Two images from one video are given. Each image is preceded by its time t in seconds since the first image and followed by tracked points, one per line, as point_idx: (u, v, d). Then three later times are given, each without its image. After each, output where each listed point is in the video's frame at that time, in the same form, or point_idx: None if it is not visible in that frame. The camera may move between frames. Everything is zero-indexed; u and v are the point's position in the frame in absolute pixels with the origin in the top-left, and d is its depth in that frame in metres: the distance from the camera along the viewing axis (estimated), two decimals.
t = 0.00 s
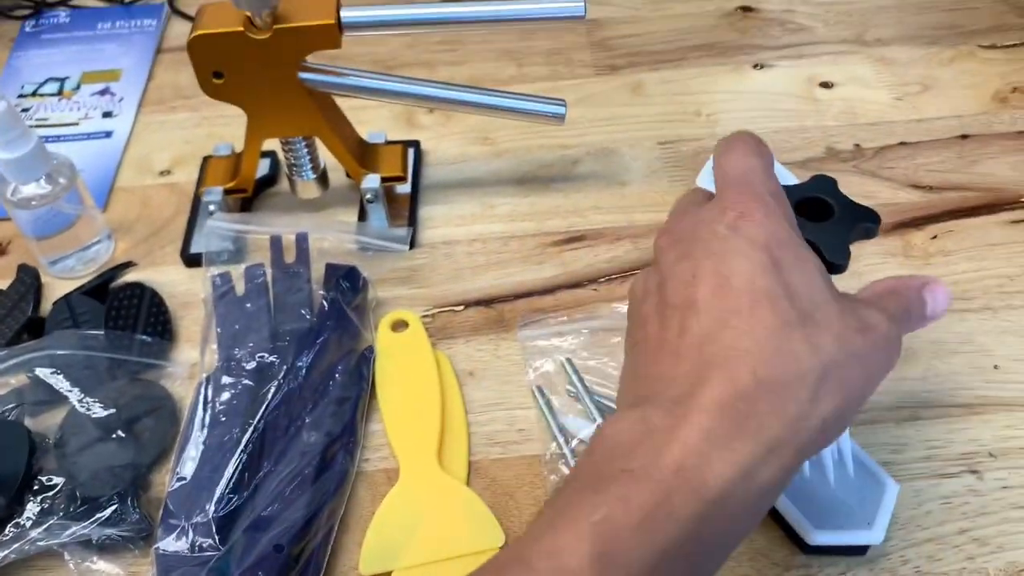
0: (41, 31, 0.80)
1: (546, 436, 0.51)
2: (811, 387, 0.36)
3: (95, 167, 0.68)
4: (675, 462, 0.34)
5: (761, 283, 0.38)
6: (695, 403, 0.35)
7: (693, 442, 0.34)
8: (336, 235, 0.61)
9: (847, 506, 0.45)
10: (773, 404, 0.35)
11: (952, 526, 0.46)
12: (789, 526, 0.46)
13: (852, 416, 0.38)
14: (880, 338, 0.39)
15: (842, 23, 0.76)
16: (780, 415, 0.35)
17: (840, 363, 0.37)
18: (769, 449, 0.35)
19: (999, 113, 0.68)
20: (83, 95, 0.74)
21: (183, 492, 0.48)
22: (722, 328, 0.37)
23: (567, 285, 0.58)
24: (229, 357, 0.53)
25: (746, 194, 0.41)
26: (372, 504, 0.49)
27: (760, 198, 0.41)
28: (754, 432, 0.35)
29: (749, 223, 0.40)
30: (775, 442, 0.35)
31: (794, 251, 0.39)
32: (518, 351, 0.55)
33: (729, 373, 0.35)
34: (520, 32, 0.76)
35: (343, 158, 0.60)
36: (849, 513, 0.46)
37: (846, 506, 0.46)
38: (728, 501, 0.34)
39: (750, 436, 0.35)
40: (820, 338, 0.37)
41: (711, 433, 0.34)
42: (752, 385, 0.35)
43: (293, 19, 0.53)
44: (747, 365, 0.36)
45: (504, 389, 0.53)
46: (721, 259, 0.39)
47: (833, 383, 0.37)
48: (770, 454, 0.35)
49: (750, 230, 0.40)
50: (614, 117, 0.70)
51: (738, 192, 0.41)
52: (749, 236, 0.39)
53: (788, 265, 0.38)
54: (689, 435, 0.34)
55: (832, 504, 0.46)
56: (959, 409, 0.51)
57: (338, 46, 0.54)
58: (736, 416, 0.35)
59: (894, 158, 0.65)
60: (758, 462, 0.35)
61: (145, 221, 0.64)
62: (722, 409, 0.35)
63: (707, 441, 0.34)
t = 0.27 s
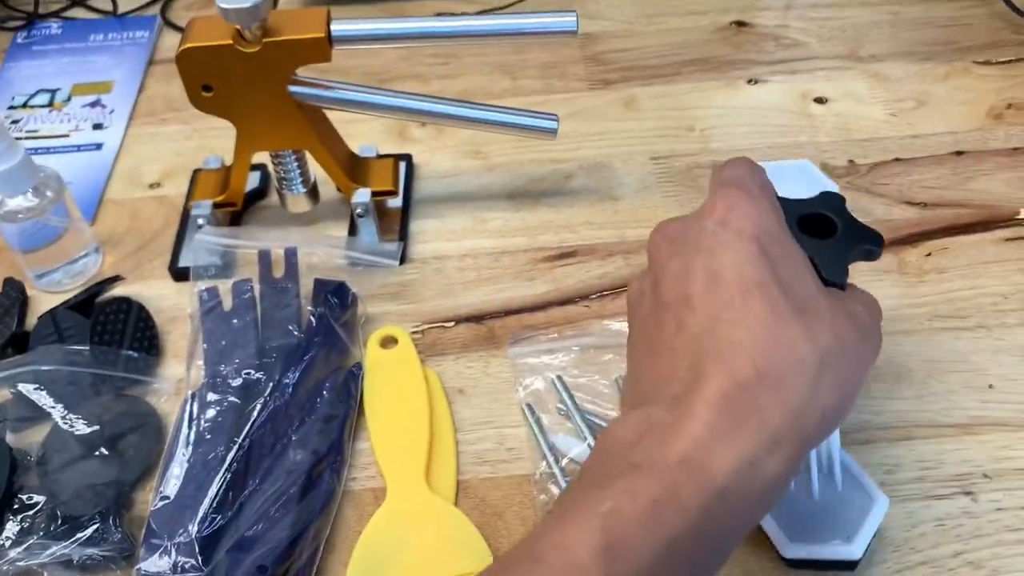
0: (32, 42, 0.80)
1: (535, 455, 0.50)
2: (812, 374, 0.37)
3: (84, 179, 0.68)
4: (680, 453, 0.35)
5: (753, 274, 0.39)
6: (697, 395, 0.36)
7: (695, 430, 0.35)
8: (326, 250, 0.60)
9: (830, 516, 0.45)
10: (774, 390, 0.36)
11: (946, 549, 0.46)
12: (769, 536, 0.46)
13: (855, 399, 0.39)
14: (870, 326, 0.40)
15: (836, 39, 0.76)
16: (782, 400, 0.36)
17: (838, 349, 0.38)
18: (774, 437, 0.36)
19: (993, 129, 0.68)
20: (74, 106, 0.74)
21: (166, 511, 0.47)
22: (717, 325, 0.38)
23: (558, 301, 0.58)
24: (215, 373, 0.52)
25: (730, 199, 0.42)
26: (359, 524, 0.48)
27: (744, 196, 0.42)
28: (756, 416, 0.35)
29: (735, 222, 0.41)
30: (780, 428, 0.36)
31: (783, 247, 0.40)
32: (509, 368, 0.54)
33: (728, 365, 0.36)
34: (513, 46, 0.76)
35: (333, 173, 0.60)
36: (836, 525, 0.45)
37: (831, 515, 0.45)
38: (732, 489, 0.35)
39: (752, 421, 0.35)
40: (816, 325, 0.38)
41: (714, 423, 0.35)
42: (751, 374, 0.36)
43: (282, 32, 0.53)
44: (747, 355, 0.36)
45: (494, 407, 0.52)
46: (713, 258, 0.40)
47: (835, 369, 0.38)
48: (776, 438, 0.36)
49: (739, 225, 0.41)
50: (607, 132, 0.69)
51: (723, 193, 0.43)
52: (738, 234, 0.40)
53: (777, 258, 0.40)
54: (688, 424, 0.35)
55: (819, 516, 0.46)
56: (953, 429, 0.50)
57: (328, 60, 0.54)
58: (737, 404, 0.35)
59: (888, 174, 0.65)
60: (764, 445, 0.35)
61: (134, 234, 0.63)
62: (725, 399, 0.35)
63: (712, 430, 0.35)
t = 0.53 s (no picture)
0: (40, 54, 0.80)
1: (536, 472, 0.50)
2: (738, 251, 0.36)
3: (90, 191, 0.68)
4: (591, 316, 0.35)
5: (694, 159, 0.39)
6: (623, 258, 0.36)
7: (608, 295, 0.35)
8: (330, 264, 0.60)
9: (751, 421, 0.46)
10: (691, 260, 0.36)
11: (945, 571, 0.46)
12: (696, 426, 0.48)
13: (777, 277, 0.38)
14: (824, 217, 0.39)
15: (838, 58, 0.76)
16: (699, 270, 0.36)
17: (774, 216, 0.37)
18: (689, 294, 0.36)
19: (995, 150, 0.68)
20: (81, 118, 0.74)
21: (167, 524, 0.47)
22: (655, 197, 0.38)
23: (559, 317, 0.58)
24: (218, 387, 0.53)
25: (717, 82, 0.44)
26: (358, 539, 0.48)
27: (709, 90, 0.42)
28: (670, 282, 0.36)
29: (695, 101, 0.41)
30: (694, 294, 0.36)
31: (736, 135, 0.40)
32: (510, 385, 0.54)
33: (656, 240, 0.37)
34: (517, 62, 0.77)
35: (337, 188, 0.61)
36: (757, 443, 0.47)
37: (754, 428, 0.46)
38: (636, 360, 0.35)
39: (664, 288, 0.35)
40: (750, 203, 0.37)
41: (631, 283, 0.36)
42: (672, 243, 0.36)
43: (287, 48, 0.53)
44: (671, 228, 0.37)
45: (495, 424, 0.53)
46: (661, 143, 0.40)
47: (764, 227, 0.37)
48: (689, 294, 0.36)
49: (695, 111, 0.41)
50: (610, 149, 0.70)
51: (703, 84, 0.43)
52: (699, 118, 0.40)
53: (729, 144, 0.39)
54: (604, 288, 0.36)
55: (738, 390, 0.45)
56: (953, 451, 0.50)
57: (333, 77, 0.54)
58: (653, 264, 0.36)
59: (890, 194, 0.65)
60: (675, 301, 0.35)
61: (138, 247, 0.64)
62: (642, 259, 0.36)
63: (623, 295, 0.35)
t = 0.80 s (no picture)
0: (53, 59, 0.81)
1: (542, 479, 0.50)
2: (590, 131, 0.38)
3: (101, 195, 0.69)
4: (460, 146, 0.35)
5: (594, 55, 0.40)
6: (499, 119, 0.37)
7: (473, 138, 0.36)
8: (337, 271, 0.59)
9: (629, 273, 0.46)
10: (549, 130, 0.37)
11: None
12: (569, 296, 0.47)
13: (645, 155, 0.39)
14: (702, 128, 0.40)
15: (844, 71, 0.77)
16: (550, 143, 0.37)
17: (632, 123, 0.38)
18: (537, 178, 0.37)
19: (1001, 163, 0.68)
20: (92, 123, 0.75)
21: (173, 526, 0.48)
22: (548, 76, 0.39)
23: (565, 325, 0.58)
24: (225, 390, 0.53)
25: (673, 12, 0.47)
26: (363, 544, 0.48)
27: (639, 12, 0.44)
28: (529, 154, 0.37)
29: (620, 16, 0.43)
30: (539, 169, 0.37)
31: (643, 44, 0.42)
32: (515, 392, 0.54)
33: (531, 109, 0.37)
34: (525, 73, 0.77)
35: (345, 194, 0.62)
36: (607, 309, 0.46)
37: (603, 295, 0.46)
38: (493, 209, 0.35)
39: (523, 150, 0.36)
40: (621, 97, 0.39)
41: (494, 140, 0.36)
42: (545, 116, 0.37)
43: (298, 55, 0.54)
44: (546, 101, 0.38)
45: (500, 430, 0.53)
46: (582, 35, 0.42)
47: (617, 130, 0.38)
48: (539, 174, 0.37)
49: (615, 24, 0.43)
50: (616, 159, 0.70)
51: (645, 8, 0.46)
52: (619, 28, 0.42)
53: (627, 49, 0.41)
54: (478, 134, 0.36)
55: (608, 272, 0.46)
56: (956, 463, 0.50)
57: (344, 84, 0.55)
58: (518, 133, 0.37)
59: (895, 206, 0.65)
60: (523, 181, 0.36)
61: (148, 250, 0.64)
62: (513, 123, 0.37)
63: (483, 141, 0.36)
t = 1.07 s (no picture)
0: (60, 64, 0.82)
1: (540, 480, 0.51)
2: (577, 157, 0.39)
3: (107, 197, 0.69)
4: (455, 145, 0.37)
5: (594, 49, 0.41)
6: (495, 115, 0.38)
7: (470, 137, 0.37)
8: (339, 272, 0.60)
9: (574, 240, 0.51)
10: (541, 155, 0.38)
11: None
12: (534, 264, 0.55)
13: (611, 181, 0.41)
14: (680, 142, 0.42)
15: (842, 81, 0.78)
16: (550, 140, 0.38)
17: (625, 131, 0.40)
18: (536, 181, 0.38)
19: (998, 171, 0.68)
20: (98, 127, 0.76)
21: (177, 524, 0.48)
22: (544, 72, 0.40)
23: (564, 328, 0.59)
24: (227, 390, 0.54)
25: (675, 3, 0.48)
26: (363, 542, 0.49)
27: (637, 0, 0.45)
28: (529, 149, 0.38)
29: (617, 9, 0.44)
30: (540, 169, 0.38)
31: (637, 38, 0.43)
32: (515, 394, 0.55)
33: (528, 106, 0.39)
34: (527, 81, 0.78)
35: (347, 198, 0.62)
36: (552, 259, 0.53)
37: (548, 251, 0.52)
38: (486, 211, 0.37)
39: (524, 147, 0.38)
40: (620, 97, 0.40)
41: (488, 138, 0.37)
42: (544, 113, 0.38)
43: (304, 61, 0.55)
44: (543, 100, 0.39)
45: (499, 432, 0.53)
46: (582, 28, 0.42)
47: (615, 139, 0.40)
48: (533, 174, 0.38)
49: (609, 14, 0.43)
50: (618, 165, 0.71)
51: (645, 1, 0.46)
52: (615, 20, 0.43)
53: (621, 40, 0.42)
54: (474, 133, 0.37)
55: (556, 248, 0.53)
56: (951, 466, 0.51)
57: (348, 89, 0.56)
58: (515, 131, 0.38)
59: (893, 213, 0.66)
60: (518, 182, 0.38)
61: (152, 252, 0.65)
62: (510, 118, 0.38)
63: (481, 139, 0.37)
